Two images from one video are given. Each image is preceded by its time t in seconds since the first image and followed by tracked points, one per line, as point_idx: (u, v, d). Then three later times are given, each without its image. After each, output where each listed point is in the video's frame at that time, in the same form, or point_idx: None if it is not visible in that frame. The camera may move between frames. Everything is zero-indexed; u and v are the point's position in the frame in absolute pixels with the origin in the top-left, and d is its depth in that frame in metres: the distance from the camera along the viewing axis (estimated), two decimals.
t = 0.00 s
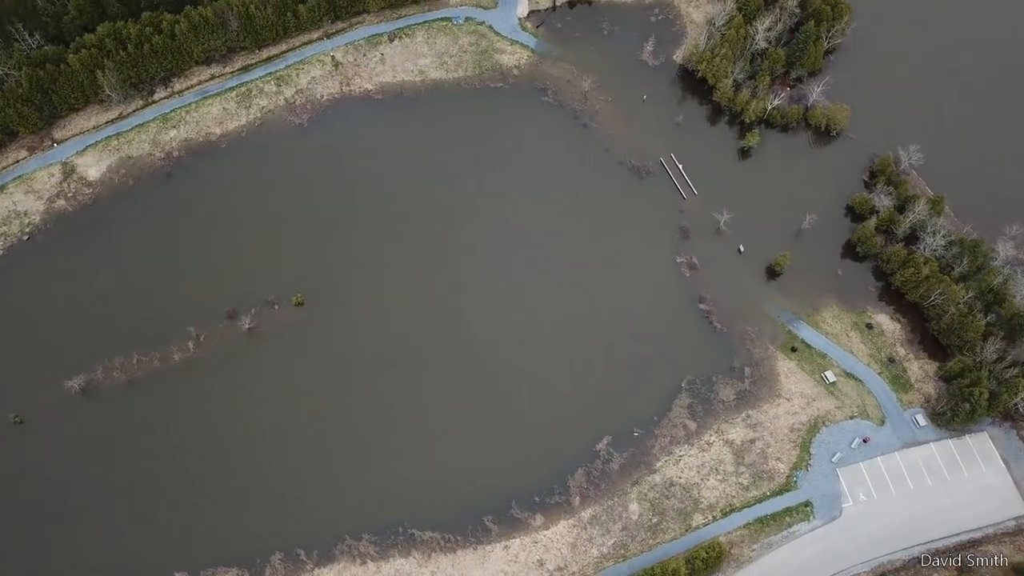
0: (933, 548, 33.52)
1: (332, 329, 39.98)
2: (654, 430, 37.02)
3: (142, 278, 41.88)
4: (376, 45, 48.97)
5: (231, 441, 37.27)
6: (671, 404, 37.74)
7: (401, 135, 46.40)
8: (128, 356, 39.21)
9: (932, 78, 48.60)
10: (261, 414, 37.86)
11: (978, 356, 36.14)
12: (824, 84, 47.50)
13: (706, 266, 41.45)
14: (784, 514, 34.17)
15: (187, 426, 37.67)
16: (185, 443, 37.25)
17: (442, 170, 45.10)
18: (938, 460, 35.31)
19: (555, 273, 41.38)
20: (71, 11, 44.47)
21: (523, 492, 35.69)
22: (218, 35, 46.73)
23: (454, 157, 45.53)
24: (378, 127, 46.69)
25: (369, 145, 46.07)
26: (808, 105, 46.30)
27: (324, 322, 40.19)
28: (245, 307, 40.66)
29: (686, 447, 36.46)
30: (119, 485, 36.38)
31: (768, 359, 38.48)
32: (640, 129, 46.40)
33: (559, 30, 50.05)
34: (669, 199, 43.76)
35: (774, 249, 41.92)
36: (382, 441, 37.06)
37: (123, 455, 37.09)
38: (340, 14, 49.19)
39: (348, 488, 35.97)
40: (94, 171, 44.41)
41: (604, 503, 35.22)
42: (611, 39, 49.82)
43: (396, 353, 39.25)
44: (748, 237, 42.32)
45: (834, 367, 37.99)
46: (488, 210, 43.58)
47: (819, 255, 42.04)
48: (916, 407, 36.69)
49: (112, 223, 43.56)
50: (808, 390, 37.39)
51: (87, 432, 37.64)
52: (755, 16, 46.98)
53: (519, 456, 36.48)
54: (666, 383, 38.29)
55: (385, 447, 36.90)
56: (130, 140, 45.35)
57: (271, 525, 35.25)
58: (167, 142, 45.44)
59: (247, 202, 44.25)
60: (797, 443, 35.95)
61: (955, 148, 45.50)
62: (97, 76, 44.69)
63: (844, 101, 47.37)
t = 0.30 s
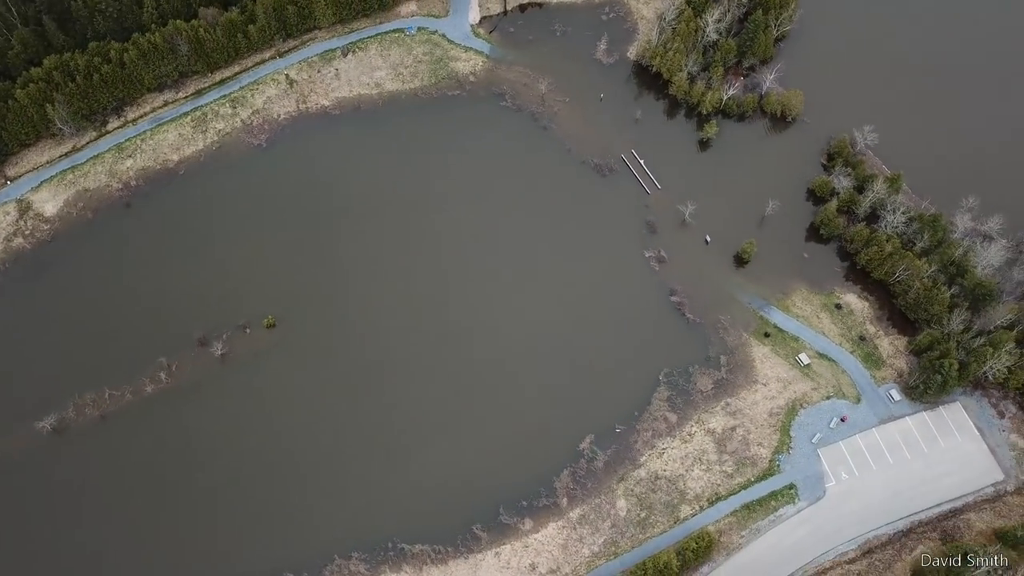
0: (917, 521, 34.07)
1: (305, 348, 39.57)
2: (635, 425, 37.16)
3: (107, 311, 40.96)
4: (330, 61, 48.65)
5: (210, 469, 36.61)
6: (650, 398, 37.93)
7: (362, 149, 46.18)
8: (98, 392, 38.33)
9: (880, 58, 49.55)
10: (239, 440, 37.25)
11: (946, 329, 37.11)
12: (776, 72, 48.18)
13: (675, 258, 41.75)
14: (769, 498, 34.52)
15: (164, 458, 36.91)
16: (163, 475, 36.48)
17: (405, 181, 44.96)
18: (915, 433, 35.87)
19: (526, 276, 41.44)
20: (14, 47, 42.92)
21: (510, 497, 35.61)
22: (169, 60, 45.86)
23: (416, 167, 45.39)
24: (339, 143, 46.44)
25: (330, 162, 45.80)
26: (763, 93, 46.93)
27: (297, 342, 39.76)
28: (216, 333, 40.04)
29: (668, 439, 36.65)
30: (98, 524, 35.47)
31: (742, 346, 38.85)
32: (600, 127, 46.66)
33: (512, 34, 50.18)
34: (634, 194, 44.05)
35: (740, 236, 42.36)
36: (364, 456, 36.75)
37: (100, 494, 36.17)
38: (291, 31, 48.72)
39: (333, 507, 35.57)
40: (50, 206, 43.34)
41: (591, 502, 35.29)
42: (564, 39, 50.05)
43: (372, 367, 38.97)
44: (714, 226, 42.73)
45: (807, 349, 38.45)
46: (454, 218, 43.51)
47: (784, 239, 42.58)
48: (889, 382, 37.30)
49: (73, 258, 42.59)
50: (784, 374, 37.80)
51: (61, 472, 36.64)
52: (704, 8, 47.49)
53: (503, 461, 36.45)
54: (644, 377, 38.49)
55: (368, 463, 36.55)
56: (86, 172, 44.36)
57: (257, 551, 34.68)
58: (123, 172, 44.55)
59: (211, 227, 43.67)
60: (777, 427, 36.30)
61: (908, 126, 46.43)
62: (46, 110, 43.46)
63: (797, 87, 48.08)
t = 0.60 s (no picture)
0: (903, 504, 34.44)
1: (284, 371, 39.19)
2: (620, 427, 37.24)
3: (79, 345, 40.26)
4: (293, 80, 48.40)
5: (194, 499, 36.06)
6: (632, 399, 38.03)
7: (330, 167, 45.96)
8: (75, 428, 37.67)
9: (838, 50, 50.30)
10: (221, 468, 36.76)
11: (918, 312, 37.53)
12: (737, 68, 48.72)
13: (648, 259, 41.99)
14: (757, 491, 34.73)
15: (146, 491, 36.29)
16: (145, 509, 35.87)
17: (376, 196, 44.82)
18: (895, 417, 36.32)
19: (502, 285, 41.43)
20: None
21: (500, 507, 35.49)
22: (129, 88, 45.28)
23: (385, 182, 45.28)
24: (306, 162, 46.19)
25: (298, 181, 45.51)
26: (725, 90, 47.44)
27: (275, 365, 39.39)
28: (192, 361, 39.52)
29: (653, 439, 36.76)
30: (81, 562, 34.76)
31: (720, 341, 39.12)
32: (566, 132, 46.87)
33: (473, 45, 50.31)
34: (604, 197, 44.25)
35: (711, 233, 42.71)
36: (349, 476, 36.41)
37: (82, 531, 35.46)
38: (252, 53, 48.40)
39: (320, 529, 35.18)
40: (16, 243, 42.60)
41: (581, 507, 35.26)
42: (525, 47, 50.25)
43: (352, 386, 38.68)
44: (685, 225, 43.04)
45: (784, 341, 38.80)
46: (427, 231, 43.44)
47: (755, 234, 42.99)
48: (867, 368, 37.75)
49: (41, 294, 41.82)
50: (763, 366, 38.12)
51: (40, 513, 35.86)
52: (662, 10, 47.99)
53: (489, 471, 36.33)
54: (625, 378, 38.60)
55: (355, 482, 36.23)
56: (50, 206, 43.66)
57: None
58: (89, 204, 43.92)
59: (181, 255, 43.18)
60: (760, 420, 36.56)
61: (868, 114, 47.19)
62: (6, 146, 42.68)
63: (758, 82, 48.65)
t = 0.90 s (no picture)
0: (890, 495, 34.71)
1: (267, 394, 38.82)
2: (607, 434, 37.24)
3: (56, 380, 39.53)
4: (263, 102, 48.22)
5: (181, 529, 35.57)
6: (618, 405, 38.08)
7: (304, 188, 45.78)
8: (56, 463, 36.97)
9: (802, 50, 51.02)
10: (208, 495, 36.30)
11: (894, 305, 37.94)
12: (704, 72, 49.23)
13: (627, 264, 42.18)
14: (746, 491, 34.85)
15: (131, 524, 35.70)
16: (132, 542, 35.30)
17: (352, 214, 44.70)
18: (877, 410, 36.63)
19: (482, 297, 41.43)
20: None
21: (491, 521, 35.32)
22: (96, 118, 44.78)
23: (360, 200, 45.18)
24: (280, 184, 45.96)
25: (273, 203, 45.29)
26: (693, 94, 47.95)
27: (258, 389, 39.01)
28: (173, 390, 39.01)
29: (640, 444, 36.80)
30: None
31: (702, 343, 39.31)
32: (539, 142, 47.07)
33: (442, 59, 50.44)
34: (580, 205, 44.43)
35: (687, 236, 43.03)
36: (338, 497, 36.11)
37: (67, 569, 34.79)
38: (220, 77, 48.13)
39: (311, 552, 34.82)
40: None
41: (572, 516, 35.17)
42: (494, 60, 50.45)
43: (337, 406, 38.40)
44: (661, 229, 43.31)
45: (765, 339, 39.07)
46: (405, 247, 43.38)
47: (731, 234, 43.33)
48: (848, 362, 38.10)
49: (14, 329, 41.07)
50: (745, 366, 38.35)
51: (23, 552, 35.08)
52: (627, 18, 48.49)
53: (479, 484, 36.19)
54: (610, 385, 38.67)
55: (344, 502, 35.92)
56: (21, 240, 43.01)
57: None
58: (60, 236, 43.34)
59: (157, 282, 42.69)
60: (744, 419, 36.74)
61: (835, 111, 47.84)
62: None
63: (726, 85, 49.18)
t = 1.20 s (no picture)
0: (877, 489, 34.97)
1: (251, 419, 38.36)
2: (595, 442, 37.23)
3: (33, 414, 38.60)
4: (234, 125, 48.00)
5: (169, 559, 34.94)
6: (604, 412, 38.11)
7: (280, 209, 45.57)
8: (38, 499, 36.04)
9: (768, 53, 51.72)
10: (195, 524, 35.72)
11: (871, 300, 38.37)
12: (673, 78, 49.74)
13: (606, 272, 42.32)
14: (735, 492, 34.96)
15: (118, 557, 34.98)
16: None
17: (329, 234, 44.52)
18: (860, 405, 36.95)
19: (464, 311, 41.36)
20: None
21: (483, 534, 35.13)
22: (67, 148, 44.25)
23: (337, 219, 45.03)
24: (255, 206, 45.71)
25: (249, 226, 45.01)
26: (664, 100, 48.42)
27: (242, 413, 38.55)
28: (155, 419, 38.41)
29: (628, 450, 36.81)
30: None
31: (684, 347, 39.48)
32: (514, 154, 47.21)
33: (412, 76, 50.54)
34: (558, 214, 44.55)
35: (665, 240, 43.31)
36: (328, 518, 35.70)
37: None
38: (190, 102, 47.85)
39: None
40: None
41: (564, 526, 35.07)
42: (465, 74, 50.63)
43: (323, 427, 38.06)
44: (639, 235, 43.55)
45: (747, 340, 39.30)
46: (384, 263, 43.26)
47: (708, 237, 43.65)
48: (829, 359, 38.43)
49: None
50: (728, 367, 38.56)
51: None
52: (594, 28, 48.96)
53: (469, 498, 36.01)
54: (596, 392, 38.70)
55: (335, 522, 35.55)
56: None
57: None
58: (34, 268, 42.64)
59: (135, 310, 42.11)
60: (730, 421, 36.91)
61: (803, 112, 48.49)
62: None
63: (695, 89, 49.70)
